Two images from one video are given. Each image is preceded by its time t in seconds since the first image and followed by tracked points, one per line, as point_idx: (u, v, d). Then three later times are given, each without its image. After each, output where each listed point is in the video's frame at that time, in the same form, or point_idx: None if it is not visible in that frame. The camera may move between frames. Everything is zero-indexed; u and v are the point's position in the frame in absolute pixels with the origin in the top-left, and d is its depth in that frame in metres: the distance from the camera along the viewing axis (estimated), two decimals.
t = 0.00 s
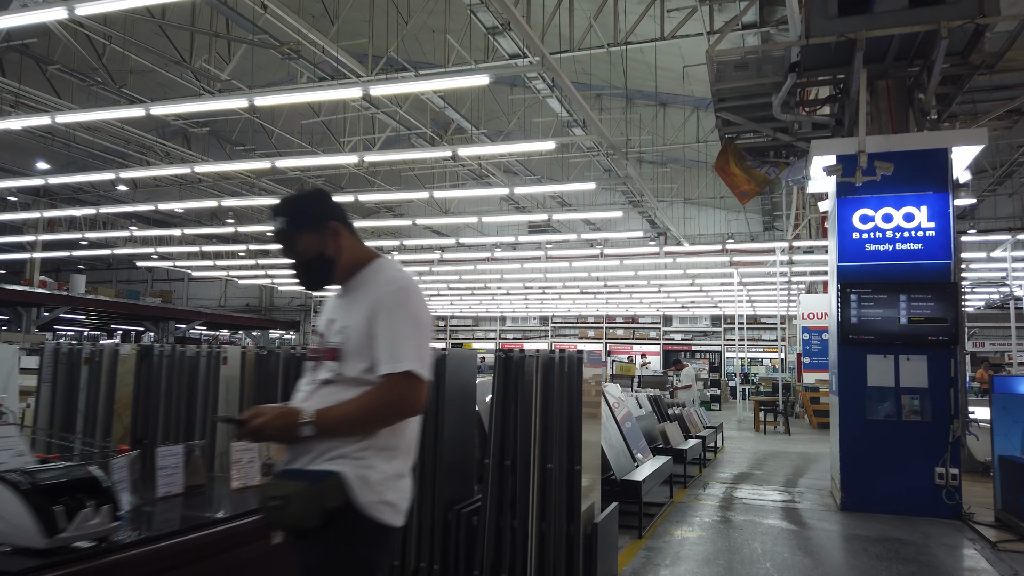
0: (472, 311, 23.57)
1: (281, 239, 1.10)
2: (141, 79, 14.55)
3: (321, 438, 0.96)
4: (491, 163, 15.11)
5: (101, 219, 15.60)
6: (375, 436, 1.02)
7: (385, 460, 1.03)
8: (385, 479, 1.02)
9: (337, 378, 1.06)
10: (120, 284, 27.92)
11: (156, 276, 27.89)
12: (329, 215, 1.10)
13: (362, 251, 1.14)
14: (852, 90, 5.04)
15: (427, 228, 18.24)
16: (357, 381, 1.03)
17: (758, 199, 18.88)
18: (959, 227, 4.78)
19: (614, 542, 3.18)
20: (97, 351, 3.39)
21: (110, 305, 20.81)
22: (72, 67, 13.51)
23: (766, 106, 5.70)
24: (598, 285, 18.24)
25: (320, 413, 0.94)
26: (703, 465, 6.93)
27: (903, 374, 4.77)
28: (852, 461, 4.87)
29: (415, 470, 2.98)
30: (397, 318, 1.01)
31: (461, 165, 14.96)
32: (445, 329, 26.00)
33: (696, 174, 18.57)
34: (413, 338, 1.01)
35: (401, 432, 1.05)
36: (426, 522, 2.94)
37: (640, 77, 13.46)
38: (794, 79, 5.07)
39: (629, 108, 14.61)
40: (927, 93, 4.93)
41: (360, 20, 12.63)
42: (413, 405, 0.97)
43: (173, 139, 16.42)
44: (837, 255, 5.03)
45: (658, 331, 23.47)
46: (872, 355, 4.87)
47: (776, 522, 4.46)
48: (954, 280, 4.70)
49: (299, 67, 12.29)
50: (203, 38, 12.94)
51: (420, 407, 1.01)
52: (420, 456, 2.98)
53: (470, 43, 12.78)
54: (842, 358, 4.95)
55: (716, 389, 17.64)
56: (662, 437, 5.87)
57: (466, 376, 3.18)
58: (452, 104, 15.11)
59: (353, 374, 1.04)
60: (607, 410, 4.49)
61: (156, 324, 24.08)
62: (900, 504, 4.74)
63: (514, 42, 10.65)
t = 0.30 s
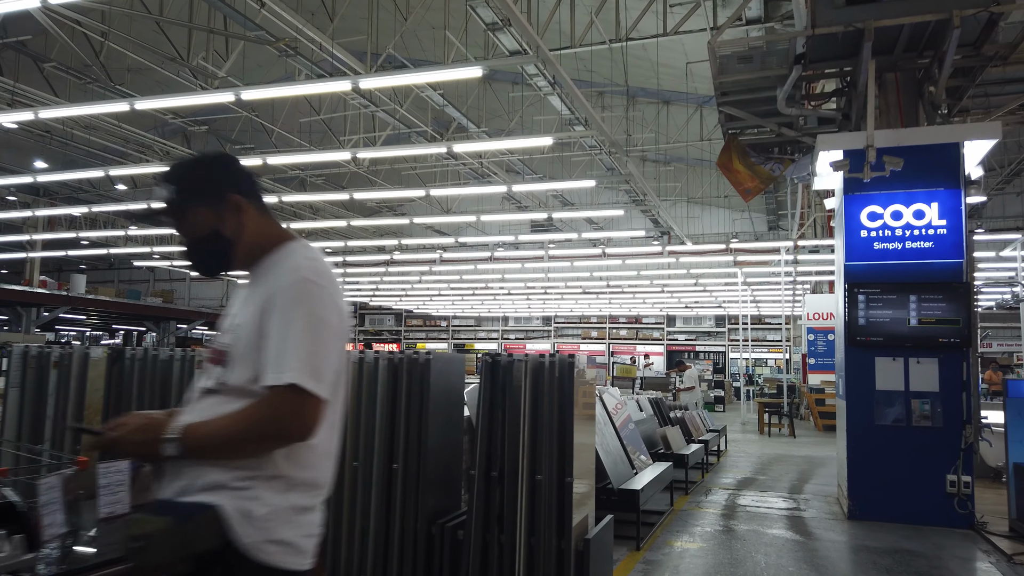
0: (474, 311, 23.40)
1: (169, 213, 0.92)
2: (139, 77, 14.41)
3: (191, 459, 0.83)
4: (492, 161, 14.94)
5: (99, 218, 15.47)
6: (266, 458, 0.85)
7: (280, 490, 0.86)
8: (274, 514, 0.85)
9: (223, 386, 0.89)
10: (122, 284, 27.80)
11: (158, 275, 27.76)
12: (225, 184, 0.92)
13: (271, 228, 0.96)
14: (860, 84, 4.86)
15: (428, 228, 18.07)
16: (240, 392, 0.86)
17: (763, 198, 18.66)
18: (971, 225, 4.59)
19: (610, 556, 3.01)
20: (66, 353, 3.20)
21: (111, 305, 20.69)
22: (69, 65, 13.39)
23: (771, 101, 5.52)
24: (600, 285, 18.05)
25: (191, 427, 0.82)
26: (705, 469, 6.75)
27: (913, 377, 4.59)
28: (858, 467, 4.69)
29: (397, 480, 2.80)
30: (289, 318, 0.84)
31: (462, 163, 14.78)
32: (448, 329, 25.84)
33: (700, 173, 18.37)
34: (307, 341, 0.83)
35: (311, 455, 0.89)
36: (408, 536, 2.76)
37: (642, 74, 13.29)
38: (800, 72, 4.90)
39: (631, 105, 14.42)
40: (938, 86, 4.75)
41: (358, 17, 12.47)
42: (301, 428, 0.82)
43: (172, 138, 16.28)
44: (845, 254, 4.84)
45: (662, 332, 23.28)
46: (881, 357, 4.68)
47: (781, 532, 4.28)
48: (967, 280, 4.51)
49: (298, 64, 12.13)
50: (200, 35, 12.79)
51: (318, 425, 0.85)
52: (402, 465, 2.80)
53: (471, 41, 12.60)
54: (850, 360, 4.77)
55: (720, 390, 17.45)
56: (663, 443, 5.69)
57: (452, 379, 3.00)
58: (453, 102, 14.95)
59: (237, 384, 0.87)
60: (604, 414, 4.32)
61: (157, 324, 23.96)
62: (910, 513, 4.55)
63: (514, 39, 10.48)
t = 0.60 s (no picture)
0: (476, 310, 23.24)
1: (16, 163, 0.79)
2: (135, 74, 14.28)
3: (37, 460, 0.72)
4: (491, 158, 14.76)
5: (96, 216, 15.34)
6: (131, 462, 0.75)
7: (151, 498, 0.76)
8: (147, 524, 0.75)
9: (83, 370, 0.78)
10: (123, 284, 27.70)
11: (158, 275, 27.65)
12: (85, 129, 0.78)
13: (144, 181, 0.83)
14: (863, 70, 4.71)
15: (428, 226, 17.92)
16: (102, 377, 0.76)
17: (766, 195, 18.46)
18: (978, 215, 4.43)
19: (599, 558, 2.87)
20: (34, 348, 3.12)
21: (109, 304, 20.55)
22: (65, 62, 13.26)
23: (771, 89, 5.36)
24: (602, 284, 17.86)
25: (34, 420, 0.69)
26: (706, 469, 6.59)
27: (919, 374, 4.43)
28: (861, 465, 4.54)
29: (373, 479, 2.66)
30: (161, 291, 0.74)
31: (461, 160, 14.60)
32: (449, 328, 25.69)
33: (703, 172, 18.17)
34: (181, 319, 0.74)
35: (196, 456, 0.79)
36: (385, 538, 2.62)
37: (643, 69, 13.13)
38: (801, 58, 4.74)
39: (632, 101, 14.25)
40: (943, 73, 4.60)
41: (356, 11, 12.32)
42: (175, 421, 0.72)
43: (170, 136, 16.13)
44: (847, 246, 4.68)
45: (664, 331, 23.10)
46: (885, 353, 4.53)
47: (781, 534, 4.12)
48: (974, 273, 4.35)
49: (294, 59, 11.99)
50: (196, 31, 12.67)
51: (198, 415, 0.76)
52: (379, 464, 2.66)
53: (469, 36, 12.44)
54: (853, 356, 4.61)
55: (723, 390, 17.26)
56: (661, 441, 5.56)
57: (435, 373, 2.86)
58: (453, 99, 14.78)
59: (99, 367, 0.76)
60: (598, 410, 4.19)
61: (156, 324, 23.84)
62: (915, 514, 4.39)
63: (512, 32, 10.30)
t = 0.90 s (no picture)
0: (477, 310, 23.08)
1: None
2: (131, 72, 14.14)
3: None
4: (491, 157, 14.58)
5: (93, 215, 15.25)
6: None
7: None
8: None
9: None
10: (124, 285, 27.63)
11: (160, 276, 27.57)
12: None
13: None
14: (867, 61, 4.51)
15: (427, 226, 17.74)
16: None
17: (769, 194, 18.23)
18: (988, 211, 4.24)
19: None
20: None
21: (110, 305, 20.47)
22: (59, 61, 13.15)
23: (773, 82, 5.16)
24: (604, 284, 17.68)
25: None
26: (706, 474, 6.40)
27: (926, 377, 4.24)
28: (866, 473, 4.35)
29: (340, 494, 2.47)
30: None
31: (460, 158, 14.43)
32: (450, 328, 25.52)
33: (705, 170, 17.98)
34: None
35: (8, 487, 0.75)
36: (353, 559, 2.43)
37: (644, 65, 12.96)
38: (802, 48, 4.55)
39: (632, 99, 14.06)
40: (951, 63, 4.40)
41: (352, 9, 12.16)
42: None
43: (168, 136, 15.99)
44: (851, 244, 4.49)
45: (667, 331, 22.92)
46: (891, 356, 4.33)
47: (782, 547, 3.93)
48: (984, 272, 4.15)
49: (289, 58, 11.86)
50: (191, 28, 12.52)
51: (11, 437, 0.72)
52: (346, 479, 2.47)
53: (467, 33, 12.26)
54: (857, 359, 4.43)
55: (726, 391, 17.06)
56: (659, 448, 5.35)
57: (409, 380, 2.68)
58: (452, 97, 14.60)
59: None
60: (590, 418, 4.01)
61: (157, 324, 23.74)
62: (922, 525, 4.20)
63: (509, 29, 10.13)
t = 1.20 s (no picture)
0: (479, 309, 22.93)
1: None
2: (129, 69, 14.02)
3: None
4: (492, 153, 14.43)
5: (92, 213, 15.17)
6: None
7: None
8: None
9: None
10: (126, 283, 27.55)
11: (161, 274, 27.47)
12: None
13: None
14: (876, 46, 4.35)
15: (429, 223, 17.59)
16: None
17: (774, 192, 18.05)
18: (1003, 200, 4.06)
19: None
20: None
21: (111, 303, 20.38)
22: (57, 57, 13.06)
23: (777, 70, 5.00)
24: (606, 282, 17.51)
25: None
26: (710, 474, 6.23)
27: (938, 374, 4.07)
28: (875, 473, 4.18)
29: (317, 495, 2.31)
30: None
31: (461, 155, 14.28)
32: (453, 327, 25.37)
33: (709, 167, 17.80)
34: None
35: None
36: (330, 564, 2.27)
37: (646, 60, 12.81)
38: (808, 33, 4.38)
39: (635, 95, 13.90)
40: (964, 47, 4.23)
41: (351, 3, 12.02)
42: None
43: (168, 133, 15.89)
44: (860, 235, 4.32)
45: (671, 330, 22.75)
46: (902, 352, 4.17)
47: (787, 550, 3.77)
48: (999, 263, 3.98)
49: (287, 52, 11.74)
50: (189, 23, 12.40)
51: None
52: (324, 478, 2.31)
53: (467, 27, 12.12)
54: (866, 355, 4.26)
55: (729, 390, 16.89)
56: (660, 447, 5.14)
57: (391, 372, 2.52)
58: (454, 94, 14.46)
59: None
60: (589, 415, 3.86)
61: (158, 323, 23.64)
62: (934, 527, 4.03)
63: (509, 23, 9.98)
